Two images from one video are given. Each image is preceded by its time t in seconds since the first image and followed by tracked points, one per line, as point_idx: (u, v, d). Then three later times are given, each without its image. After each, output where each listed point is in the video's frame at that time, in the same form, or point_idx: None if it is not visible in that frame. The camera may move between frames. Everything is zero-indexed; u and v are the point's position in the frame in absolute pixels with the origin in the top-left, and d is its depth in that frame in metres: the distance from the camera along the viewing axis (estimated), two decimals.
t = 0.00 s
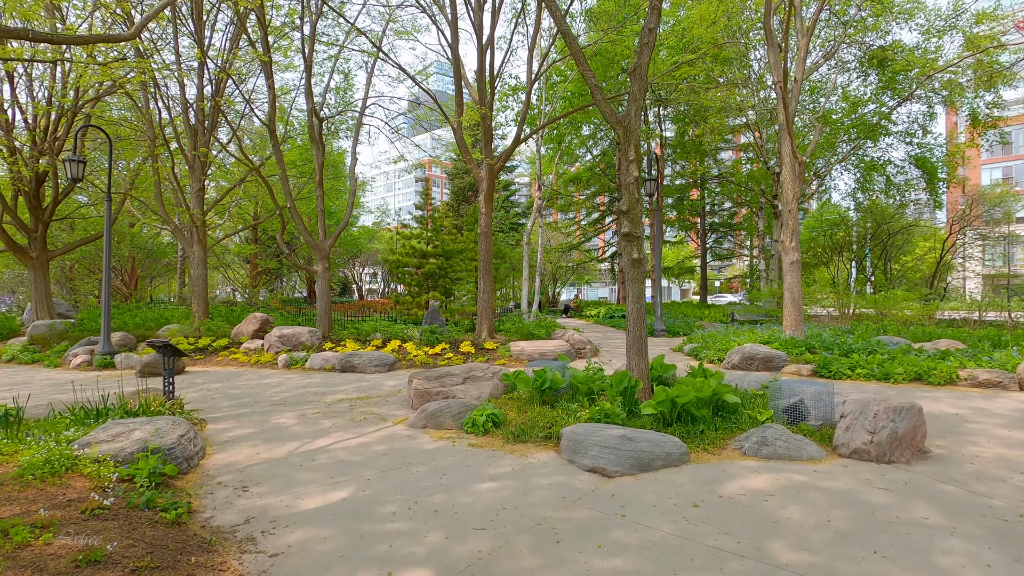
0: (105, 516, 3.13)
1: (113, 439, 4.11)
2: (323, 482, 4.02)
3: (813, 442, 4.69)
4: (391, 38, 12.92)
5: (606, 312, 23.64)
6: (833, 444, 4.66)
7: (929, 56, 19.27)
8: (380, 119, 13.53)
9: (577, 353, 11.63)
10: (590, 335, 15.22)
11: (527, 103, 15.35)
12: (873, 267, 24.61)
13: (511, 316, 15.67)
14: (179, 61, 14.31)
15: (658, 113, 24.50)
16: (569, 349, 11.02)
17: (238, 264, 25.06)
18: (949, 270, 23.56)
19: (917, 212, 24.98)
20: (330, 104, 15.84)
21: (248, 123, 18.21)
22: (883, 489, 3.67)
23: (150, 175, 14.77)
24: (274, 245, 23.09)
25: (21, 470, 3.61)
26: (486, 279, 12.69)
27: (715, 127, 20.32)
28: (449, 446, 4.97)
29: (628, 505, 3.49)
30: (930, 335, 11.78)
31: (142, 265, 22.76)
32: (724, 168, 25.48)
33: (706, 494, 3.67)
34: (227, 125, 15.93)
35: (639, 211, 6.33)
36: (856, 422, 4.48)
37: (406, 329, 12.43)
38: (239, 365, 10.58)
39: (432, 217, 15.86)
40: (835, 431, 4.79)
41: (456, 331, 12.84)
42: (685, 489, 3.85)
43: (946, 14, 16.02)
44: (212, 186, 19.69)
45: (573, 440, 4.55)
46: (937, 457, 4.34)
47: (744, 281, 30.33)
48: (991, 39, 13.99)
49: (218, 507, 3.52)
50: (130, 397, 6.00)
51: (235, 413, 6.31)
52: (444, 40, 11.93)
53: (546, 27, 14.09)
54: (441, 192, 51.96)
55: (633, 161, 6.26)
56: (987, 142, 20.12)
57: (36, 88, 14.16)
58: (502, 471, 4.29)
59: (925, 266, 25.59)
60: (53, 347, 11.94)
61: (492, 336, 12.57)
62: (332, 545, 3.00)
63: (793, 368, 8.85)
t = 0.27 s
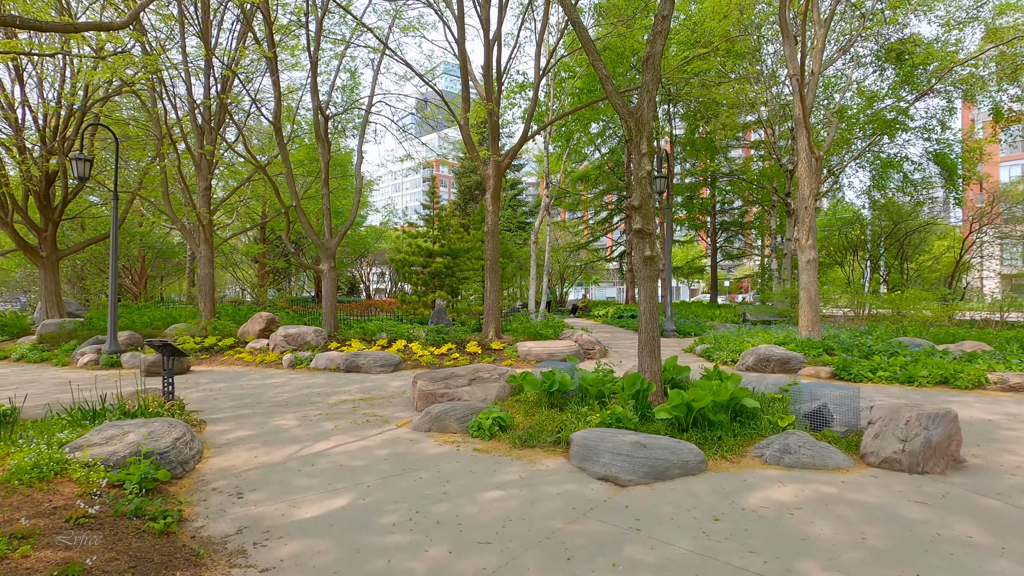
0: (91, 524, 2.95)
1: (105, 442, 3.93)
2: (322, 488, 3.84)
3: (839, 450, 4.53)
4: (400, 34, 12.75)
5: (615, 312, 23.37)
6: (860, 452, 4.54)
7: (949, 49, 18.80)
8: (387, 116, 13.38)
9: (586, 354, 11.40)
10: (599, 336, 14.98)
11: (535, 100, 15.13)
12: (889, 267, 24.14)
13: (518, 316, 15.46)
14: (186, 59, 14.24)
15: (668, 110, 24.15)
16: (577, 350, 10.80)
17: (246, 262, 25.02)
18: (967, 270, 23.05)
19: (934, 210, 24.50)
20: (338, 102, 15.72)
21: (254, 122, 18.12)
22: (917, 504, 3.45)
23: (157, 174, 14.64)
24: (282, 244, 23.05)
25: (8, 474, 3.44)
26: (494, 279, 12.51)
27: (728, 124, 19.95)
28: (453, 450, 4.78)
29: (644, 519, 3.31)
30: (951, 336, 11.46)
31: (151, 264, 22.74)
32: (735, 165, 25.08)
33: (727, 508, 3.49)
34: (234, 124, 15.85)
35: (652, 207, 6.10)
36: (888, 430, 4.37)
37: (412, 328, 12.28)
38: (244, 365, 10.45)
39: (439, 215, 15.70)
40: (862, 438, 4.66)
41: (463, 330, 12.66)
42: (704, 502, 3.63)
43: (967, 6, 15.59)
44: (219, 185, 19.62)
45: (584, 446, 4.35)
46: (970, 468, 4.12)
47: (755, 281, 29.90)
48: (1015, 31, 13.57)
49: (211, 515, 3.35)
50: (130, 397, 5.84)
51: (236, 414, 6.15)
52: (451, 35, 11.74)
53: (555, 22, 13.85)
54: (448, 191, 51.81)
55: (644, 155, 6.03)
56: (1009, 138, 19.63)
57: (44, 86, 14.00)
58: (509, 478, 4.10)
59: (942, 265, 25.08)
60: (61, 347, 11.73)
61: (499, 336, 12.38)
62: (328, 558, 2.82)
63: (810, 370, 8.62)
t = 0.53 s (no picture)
0: (70, 541, 2.76)
1: (93, 448, 3.75)
2: (319, 499, 3.65)
3: (865, 460, 4.35)
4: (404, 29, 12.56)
5: (622, 311, 23.12)
6: (886, 461, 4.38)
7: (964, 43, 18.40)
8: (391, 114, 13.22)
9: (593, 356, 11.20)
10: (606, 335, 14.76)
11: (541, 96, 14.88)
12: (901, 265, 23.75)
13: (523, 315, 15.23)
14: (189, 56, 14.11)
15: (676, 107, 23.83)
16: (584, 352, 10.58)
17: (251, 261, 24.92)
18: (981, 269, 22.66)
19: (947, 208, 24.09)
20: (342, 99, 15.55)
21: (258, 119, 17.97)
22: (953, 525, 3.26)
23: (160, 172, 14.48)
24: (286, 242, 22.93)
25: None
26: (499, 277, 12.32)
27: (737, 121, 19.62)
28: (457, 458, 4.58)
29: (661, 536, 3.15)
30: (968, 337, 11.19)
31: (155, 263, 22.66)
32: (744, 163, 24.73)
33: (749, 523, 3.32)
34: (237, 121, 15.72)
35: (663, 203, 5.88)
36: (917, 439, 4.21)
37: (416, 328, 12.10)
38: (245, 365, 10.31)
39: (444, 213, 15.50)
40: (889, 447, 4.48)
41: (468, 330, 12.47)
42: (723, 517, 3.41)
43: None
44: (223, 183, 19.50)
45: (595, 455, 4.14)
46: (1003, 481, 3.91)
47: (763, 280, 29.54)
48: None
49: (199, 529, 3.16)
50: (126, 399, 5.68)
51: (234, 417, 5.97)
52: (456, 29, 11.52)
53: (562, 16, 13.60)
54: (452, 189, 51.64)
55: (656, 149, 5.81)
56: None
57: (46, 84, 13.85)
58: (516, 488, 3.90)
59: (955, 264, 24.66)
60: (65, 347, 11.60)
61: (505, 336, 12.18)
62: None
63: (825, 372, 8.40)
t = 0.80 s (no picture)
0: (42, 561, 2.57)
1: (75, 456, 3.56)
2: (312, 510, 3.45)
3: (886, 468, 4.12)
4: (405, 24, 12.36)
5: (626, 310, 22.87)
6: (908, 470, 4.16)
7: (975, 37, 18.07)
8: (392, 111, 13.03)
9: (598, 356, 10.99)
10: (611, 335, 14.54)
11: (544, 93, 14.66)
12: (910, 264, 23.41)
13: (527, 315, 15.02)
14: (188, 53, 13.95)
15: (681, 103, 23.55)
16: (590, 352, 10.36)
17: (253, 260, 24.79)
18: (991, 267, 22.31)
19: (956, 205, 23.73)
20: (343, 96, 15.38)
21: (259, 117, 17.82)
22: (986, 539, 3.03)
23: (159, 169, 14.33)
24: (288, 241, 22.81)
25: None
26: (502, 276, 12.12)
27: (743, 117, 19.35)
28: (458, 465, 4.39)
29: (675, 554, 2.93)
30: (983, 337, 10.91)
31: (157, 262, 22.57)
32: (750, 160, 24.44)
33: (768, 539, 3.10)
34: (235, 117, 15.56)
35: (672, 199, 5.66)
36: (942, 446, 3.99)
37: (419, 327, 11.92)
38: (244, 366, 10.14)
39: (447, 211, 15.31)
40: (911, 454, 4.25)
41: (471, 330, 12.26)
42: (740, 531, 3.20)
43: None
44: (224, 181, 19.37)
45: (603, 463, 3.94)
46: None
47: (770, 278, 29.24)
48: None
49: (183, 544, 2.97)
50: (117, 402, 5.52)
51: (229, 421, 5.79)
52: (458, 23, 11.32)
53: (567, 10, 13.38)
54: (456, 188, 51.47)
55: (665, 143, 5.59)
56: None
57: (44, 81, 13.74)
58: (520, 499, 3.70)
59: (965, 262, 24.30)
60: (60, 347, 11.55)
61: (508, 336, 11.99)
62: None
63: (837, 373, 8.17)
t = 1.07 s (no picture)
0: None
1: (51, 461, 3.37)
2: (300, 521, 3.26)
3: (907, 475, 3.89)
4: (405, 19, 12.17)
5: (630, 310, 22.64)
6: (930, 476, 3.93)
7: (983, 31, 17.79)
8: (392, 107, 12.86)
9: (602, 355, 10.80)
10: (615, 334, 14.32)
11: (547, 89, 14.44)
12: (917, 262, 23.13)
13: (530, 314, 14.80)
14: (186, 50, 13.80)
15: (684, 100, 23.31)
16: (593, 352, 10.16)
17: (254, 259, 24.66)
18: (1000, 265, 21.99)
19: (964, 202, 23.41)
20: (343, 93, 15.19)
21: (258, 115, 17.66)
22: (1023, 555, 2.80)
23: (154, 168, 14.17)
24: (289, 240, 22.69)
25: None
26: (504, 274, 11.91)
27: (748, 114, 19.10)
28: (457, 471, 4.18)
29: (687, 571, 2.71)
30: (997, 336, 10.64)
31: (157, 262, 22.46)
32: (755, 157, 24.18)
33: (787, 555, 2.88)
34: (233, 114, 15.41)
35: (680, 193, 5.46)
36: (967, 452, 3.76)
37: (419, 327, 11.73)
38: (242, 367, 9.98)
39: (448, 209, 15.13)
40: (933, 459, 4.03)
41: (472, 329, 12.06)
42: (756, 545, 2.99)
43: None
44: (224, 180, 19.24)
45: (609, 469, 3.73)
46: None
47: (775, 277, 28.96)
48: None
49: (159, 561, 2.78)
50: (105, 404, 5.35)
51: (221, 424, 5.61)
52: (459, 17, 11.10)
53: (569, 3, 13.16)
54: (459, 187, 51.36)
55: (671, 135, 5.38)
56: None
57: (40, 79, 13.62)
58: (520, 508, 3.49)
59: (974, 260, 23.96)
60: (55, 347, 11.45)
61: (510, 336, 11.79)
62: None
63: (848, 373, 7.93)
